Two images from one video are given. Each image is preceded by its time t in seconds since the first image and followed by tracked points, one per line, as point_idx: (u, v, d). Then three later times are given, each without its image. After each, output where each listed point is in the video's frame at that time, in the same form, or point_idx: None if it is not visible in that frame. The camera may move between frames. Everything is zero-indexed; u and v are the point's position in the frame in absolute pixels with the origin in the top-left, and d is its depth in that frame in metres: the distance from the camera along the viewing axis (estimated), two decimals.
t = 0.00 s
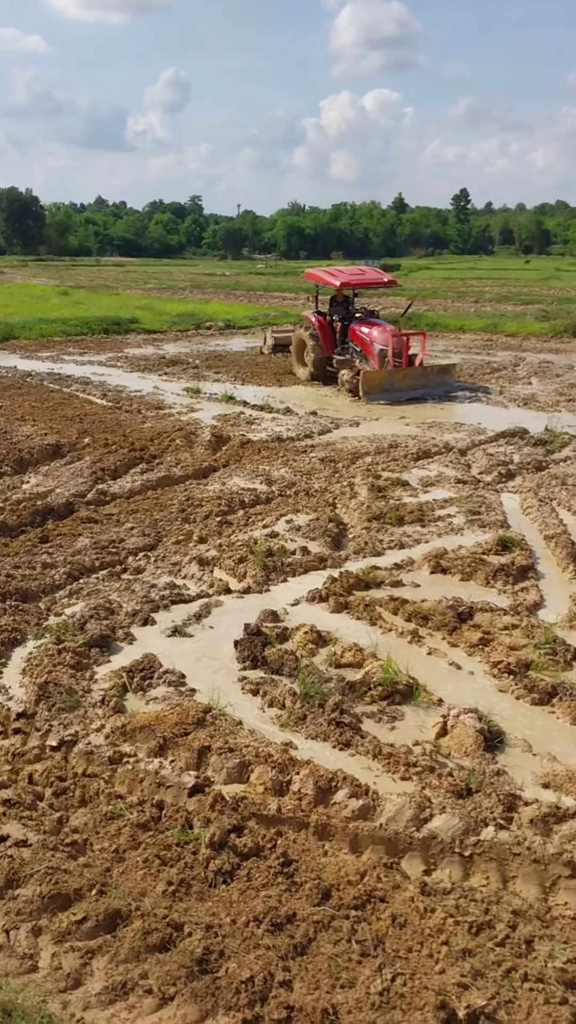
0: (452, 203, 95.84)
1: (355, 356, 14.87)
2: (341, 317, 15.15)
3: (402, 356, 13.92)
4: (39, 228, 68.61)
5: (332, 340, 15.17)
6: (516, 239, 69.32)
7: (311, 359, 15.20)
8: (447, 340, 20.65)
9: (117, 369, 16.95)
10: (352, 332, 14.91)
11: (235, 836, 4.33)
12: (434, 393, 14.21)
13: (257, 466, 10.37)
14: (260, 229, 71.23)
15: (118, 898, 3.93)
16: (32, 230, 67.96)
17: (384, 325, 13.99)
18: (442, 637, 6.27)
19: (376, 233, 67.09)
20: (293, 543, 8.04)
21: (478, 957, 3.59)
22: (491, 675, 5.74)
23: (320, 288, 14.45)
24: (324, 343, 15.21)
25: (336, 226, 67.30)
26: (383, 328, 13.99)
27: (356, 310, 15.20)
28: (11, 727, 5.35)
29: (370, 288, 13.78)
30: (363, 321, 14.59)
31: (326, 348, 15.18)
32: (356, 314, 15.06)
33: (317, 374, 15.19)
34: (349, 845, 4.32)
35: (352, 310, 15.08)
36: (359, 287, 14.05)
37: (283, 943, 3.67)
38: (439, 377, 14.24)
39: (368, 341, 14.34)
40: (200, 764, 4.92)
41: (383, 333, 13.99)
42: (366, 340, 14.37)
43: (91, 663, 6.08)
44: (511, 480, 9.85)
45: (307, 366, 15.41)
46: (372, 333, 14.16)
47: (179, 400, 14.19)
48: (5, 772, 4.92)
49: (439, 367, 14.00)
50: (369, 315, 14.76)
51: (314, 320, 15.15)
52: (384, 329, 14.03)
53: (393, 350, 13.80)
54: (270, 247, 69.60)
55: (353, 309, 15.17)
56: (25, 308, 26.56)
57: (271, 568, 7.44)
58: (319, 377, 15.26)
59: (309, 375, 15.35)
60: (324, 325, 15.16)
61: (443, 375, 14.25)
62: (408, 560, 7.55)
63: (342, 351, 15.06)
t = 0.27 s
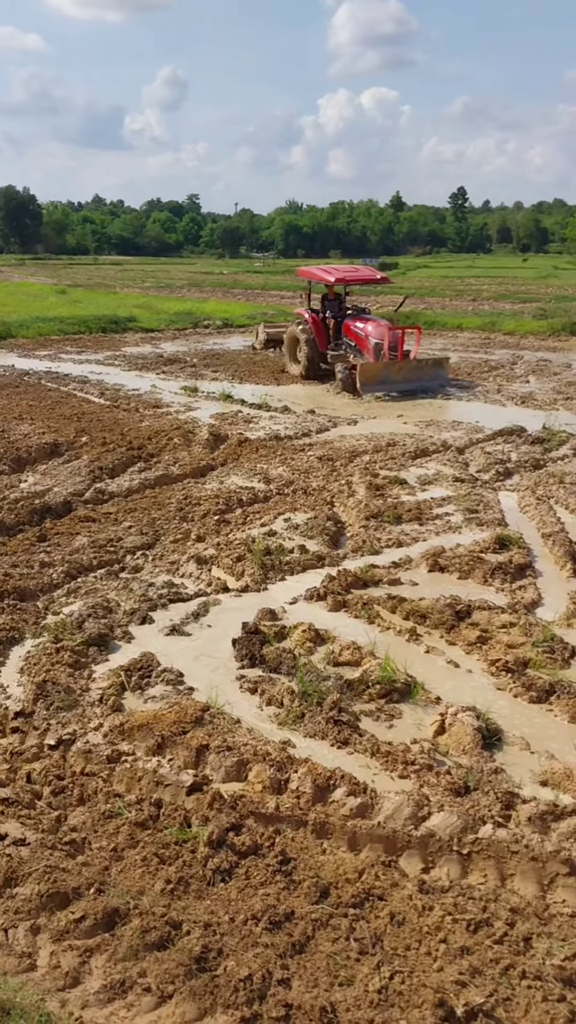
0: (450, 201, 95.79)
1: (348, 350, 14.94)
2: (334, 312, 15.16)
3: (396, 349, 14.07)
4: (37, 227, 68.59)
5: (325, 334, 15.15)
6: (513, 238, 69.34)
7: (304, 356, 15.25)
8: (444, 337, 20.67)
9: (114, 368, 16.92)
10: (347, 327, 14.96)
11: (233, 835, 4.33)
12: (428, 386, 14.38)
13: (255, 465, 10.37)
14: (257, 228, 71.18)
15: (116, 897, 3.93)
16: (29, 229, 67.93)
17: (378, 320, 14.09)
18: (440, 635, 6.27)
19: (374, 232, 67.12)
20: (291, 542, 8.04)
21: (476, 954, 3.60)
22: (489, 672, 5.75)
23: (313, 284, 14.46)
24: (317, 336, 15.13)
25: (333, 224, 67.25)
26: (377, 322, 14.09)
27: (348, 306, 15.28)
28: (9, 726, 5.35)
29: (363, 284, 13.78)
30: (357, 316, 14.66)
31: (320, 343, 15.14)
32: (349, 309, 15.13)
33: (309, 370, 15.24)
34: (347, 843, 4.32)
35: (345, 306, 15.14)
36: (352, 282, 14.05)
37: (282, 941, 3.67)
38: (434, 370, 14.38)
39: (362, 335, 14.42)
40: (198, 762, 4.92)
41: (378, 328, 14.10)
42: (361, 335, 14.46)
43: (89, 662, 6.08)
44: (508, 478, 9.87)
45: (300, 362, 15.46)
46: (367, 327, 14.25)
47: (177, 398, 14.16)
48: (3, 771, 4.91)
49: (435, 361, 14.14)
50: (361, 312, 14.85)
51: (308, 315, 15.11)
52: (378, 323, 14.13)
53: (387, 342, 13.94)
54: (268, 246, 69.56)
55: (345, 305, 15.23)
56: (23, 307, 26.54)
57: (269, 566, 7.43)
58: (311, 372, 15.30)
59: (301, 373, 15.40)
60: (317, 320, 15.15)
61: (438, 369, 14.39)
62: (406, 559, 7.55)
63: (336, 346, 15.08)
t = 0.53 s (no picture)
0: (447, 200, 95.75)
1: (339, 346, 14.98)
2: (324, 310, 15.22)
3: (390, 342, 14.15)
4: (33, 227, 68.57)
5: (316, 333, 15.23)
6: (510, 237, 69.37)
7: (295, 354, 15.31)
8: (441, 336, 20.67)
9: (111, 368, 16.89)
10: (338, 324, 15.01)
11: (230, 834, 4.33)
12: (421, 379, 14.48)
13: (251, 464, 10.36)
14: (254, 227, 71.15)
15: (113, 896, 3.93)
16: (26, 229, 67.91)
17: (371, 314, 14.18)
18: (437, 634, 6.28)
19: (371, 232, 67.14)
20: (288, 541, 8.03)
21: (473, 953, 3.60)
22: (485, 671, 5.76)
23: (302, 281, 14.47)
24: (309, 335, 15.25)
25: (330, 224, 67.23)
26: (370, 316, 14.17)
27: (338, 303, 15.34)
28: (6, 726, 5.35)
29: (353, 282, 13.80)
30: (349, 312, 14.73)
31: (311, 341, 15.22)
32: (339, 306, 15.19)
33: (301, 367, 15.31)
34: (344, 842, 4.32)
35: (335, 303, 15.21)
36: (342, 281, 14.01)
37: (279, 939, 3.68)
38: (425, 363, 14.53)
39: (355, 330, 14.47)
40: (195, 762, 4.92)
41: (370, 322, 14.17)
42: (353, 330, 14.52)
43: (86, 661, 6.07)
44: (505, 477, 9.88)
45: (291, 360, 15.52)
46: (360, 322, 14.31)
47: (174, 398, 14.15)
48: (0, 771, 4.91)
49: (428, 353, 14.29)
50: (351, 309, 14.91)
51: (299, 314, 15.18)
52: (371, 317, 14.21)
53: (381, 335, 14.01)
54: (265, 245, 69.54)
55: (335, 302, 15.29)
56: (20, 306, 26.53)
57: (266, 566, 7.43)
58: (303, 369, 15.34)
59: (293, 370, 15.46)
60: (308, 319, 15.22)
61: (430, 361, 14.54)
62: (403, 558, 7.55)
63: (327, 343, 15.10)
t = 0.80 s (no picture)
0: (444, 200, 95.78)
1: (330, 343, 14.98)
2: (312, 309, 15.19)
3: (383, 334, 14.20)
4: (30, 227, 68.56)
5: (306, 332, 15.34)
6: (507, 237, 69.38)
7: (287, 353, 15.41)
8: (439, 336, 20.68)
9: (108, 368, 16.90)
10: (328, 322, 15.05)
11: (228, 834, 4.33)
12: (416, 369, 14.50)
13: (249, 465, 10.36)
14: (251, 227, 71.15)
15: (111, 896, 3.93)
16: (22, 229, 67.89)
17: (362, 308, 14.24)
18: (434, 633, 6.28)
19: (367, 232, 67.13)
20: (285, 541, 8.03)
21: (471, 952, 3.61)
22: (483, 670, 5.76)
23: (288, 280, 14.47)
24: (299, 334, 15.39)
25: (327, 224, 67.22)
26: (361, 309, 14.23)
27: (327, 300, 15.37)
28: (4, 726, 5.35)
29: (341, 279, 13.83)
30: (339, 308, 14.79)
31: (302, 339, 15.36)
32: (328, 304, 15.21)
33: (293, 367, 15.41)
34: (342, 842, 4.32)
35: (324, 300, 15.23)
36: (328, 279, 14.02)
37: (277, 939, 3.68)
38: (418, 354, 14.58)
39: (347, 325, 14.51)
40: (193, 762, 4.92)
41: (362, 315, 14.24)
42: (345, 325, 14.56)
43: (83, 661, 6.08)
44: (502, 476, 9.88)
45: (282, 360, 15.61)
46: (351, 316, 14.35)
47: (171, 398, 14.15)
48: None
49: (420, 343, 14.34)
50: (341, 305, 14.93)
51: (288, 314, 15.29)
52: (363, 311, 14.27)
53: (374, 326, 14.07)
54: (262, 246, 69.56)
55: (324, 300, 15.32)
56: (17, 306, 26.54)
57: (263, 566, 7.43)
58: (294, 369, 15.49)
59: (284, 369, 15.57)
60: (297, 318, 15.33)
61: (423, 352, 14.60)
62: (400, 558, 7.55)
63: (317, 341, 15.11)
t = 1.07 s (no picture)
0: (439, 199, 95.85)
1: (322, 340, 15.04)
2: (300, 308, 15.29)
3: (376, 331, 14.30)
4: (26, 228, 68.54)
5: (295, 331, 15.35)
6: (502, 237, 69.46)
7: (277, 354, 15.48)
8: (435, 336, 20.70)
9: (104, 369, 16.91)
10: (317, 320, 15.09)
11: (226, 835, 4.33)
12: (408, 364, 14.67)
13: (245, 465, 10.36)
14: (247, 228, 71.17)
15: (109, 898, 3.93)
16: (18, 230, 67.88)
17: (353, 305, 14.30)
18: (431, 633, 6.29)
19: (363, 232, 67.17)
20: (282, 542, 8.04)
21: (469, 952, 3.61)
22: (480, 670, 5.77)
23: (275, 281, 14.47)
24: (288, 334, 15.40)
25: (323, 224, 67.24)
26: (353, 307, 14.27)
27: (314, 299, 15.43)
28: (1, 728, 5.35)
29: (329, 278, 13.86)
30: (329, 306, 14.83)
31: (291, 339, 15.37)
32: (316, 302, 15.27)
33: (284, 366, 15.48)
34: (340, 842, 4.32)
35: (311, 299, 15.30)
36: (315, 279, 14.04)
37: (275, 940, 3.68)
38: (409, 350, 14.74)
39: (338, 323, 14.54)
40: (191, 763, 4.92)
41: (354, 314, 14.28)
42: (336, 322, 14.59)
43: (80, 662, 6.07)
44: (498, 476, 9.90)
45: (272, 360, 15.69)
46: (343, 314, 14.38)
47: (168, 399, 14.15)
48: None
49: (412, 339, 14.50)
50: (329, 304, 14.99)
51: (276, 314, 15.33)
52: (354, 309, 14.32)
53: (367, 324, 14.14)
54: (258, 246, 69.57)
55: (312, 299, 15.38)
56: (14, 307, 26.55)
57: (260, 566, 7.43)
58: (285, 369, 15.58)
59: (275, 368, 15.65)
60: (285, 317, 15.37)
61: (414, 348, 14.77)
62: (397, 558, 7.56)
63: (307, 339, 15.16)
